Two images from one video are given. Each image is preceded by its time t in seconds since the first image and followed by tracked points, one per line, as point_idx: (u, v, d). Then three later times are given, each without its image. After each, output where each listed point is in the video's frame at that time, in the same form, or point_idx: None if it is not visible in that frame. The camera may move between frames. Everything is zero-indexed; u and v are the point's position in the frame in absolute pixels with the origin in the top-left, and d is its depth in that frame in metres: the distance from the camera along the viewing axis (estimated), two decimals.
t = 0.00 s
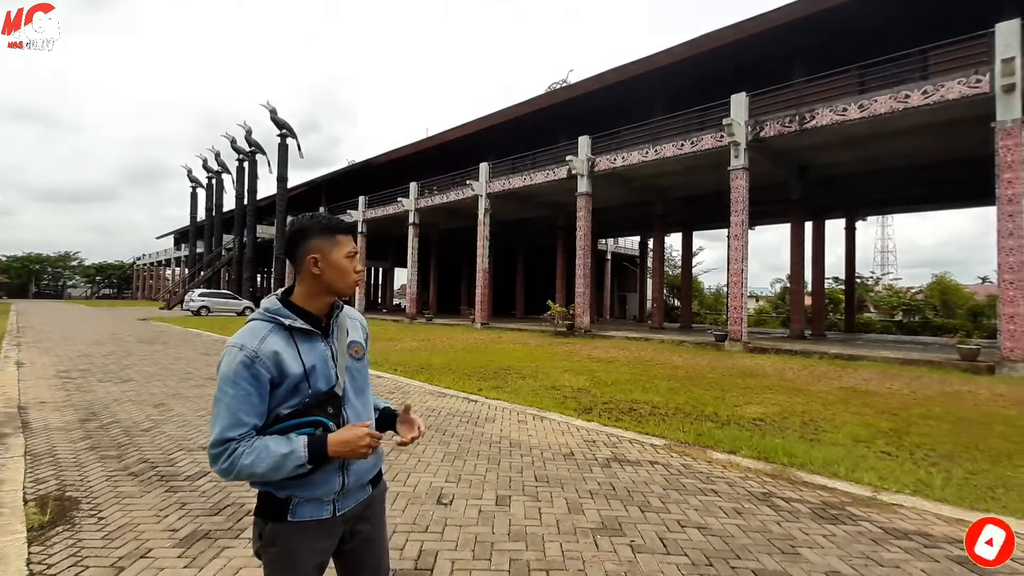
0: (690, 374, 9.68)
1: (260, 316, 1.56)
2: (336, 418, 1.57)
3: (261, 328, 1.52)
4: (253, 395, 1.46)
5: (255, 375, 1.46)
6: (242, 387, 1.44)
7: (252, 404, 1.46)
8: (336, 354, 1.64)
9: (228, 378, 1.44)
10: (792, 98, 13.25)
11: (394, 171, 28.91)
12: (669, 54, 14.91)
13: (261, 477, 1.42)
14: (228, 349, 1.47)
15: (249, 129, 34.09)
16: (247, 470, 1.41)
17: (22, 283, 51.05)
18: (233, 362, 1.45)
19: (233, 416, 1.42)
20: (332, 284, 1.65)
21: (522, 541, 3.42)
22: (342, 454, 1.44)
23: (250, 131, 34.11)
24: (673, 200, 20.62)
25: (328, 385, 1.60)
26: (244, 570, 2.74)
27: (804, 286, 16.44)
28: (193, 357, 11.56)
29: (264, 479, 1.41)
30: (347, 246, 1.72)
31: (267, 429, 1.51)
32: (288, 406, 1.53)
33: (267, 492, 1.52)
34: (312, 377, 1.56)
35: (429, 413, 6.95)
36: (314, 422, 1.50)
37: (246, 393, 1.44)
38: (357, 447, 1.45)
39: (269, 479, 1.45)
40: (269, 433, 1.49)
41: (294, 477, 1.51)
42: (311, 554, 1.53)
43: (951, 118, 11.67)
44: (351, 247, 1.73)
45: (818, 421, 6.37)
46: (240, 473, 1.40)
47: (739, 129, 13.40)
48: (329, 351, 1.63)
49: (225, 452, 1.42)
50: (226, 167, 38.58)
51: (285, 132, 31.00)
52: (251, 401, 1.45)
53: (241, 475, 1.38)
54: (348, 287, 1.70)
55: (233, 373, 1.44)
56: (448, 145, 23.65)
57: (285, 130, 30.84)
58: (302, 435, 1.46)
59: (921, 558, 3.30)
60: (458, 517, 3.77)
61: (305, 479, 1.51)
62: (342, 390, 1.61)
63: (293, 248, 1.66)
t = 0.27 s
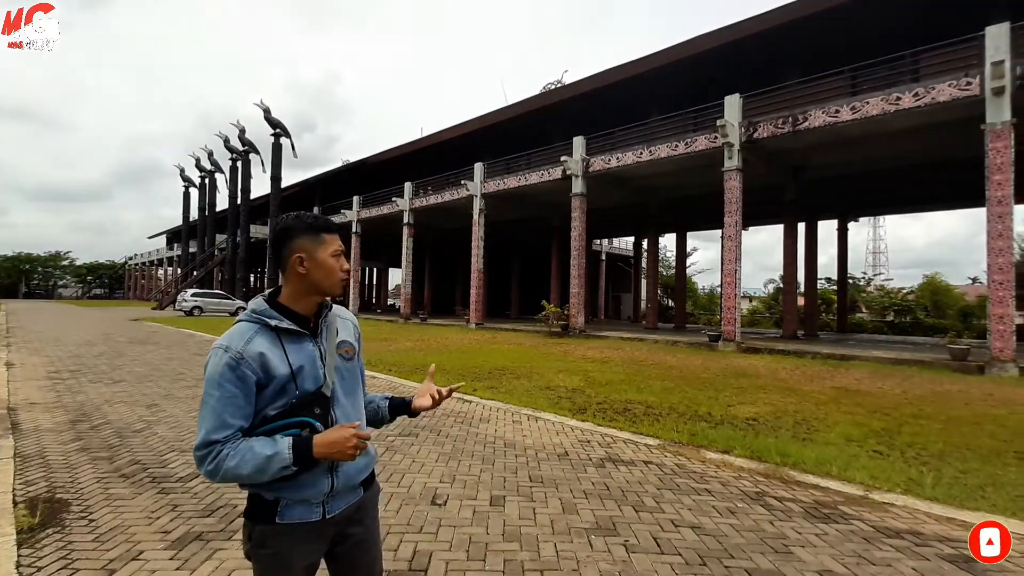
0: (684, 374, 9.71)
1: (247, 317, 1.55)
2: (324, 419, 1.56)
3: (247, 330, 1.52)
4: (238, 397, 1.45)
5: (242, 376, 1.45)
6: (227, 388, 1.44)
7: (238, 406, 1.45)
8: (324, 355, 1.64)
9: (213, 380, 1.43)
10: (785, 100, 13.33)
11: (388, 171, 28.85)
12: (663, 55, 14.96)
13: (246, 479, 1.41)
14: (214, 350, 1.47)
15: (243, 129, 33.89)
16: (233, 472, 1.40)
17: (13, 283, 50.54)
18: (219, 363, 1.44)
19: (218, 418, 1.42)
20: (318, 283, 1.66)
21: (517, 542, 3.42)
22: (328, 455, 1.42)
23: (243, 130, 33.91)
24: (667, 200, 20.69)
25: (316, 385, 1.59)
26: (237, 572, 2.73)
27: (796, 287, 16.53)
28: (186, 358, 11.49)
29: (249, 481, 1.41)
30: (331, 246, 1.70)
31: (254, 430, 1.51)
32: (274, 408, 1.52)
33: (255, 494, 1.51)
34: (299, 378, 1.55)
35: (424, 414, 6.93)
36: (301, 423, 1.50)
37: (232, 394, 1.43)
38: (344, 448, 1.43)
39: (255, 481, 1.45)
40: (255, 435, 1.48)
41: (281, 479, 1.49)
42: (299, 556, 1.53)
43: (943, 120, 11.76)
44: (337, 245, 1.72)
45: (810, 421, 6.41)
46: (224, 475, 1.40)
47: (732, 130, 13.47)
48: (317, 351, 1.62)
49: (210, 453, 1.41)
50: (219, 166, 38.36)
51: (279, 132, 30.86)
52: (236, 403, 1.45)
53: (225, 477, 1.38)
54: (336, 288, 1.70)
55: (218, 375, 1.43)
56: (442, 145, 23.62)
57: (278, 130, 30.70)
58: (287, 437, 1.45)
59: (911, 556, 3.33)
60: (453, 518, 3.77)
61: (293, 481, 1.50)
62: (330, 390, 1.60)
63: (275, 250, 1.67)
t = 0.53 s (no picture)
0: (677, 374, 9.75)
1: (234, 316, 1.55)
2: (309, 420, 1.55)
3: (234, 329, 1.52)
4: (222, 395, 1.45)
5: (226, 374, 1.45)
6: (211, 386, 1.44)
7: (223, 404, 1.45)
8: (312, 356, 1.62)
9: (199, 378, 1.44)
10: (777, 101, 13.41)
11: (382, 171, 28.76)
12: (657, 56, 15.01)
13: (228, 478, 1.41)
14: (200, 348, 1.47)
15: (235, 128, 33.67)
16: (215, 470, 1.40)
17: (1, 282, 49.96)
18: (204, 361, 1.44)
19: (202, 415, 1.42)
20: (276, 284, 1.63)
21: (510, 542, 3.42)
22: (311, 455, 1.42)
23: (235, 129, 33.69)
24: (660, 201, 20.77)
25: (302, 386, 1.57)
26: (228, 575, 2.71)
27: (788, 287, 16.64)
28: (177, 358, 11.40)
29: (231, 479, 1.41)
30: (290, 244, 1.65)
31: (240, 429, 1.51)
32: (260, 407, 1.51)
33: (240, 494, 1.51)
34: (284, 378, 1.54)
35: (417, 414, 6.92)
36: (286, 423, 1.49)
37: (215, 392, 1.43)
38: (329, 447, 1.43)
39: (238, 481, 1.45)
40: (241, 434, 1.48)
41: (265, 480, 1.49)
42: (283, 557, 1.52)
43: (933, 123, 11.87)
44: (295, 242, 1.65)
45: (802, 420, 6.45)
46: (207, 473, 1.40)
47: (725, 131, 13.54)
48: (304, 352, 1.61)
49: (195, 450, 1.42)
50: (211, 165, 38.10)
51: (271, 131, 30.69)
52: (221, 401, 1.45)
53: (207, 475, 1.38)
54: (293, 285, 1.62)
55: (203, 372, 1.43)
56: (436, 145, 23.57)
57: (271, 129, 30.53)
58: (270, 437, 1.45)
59: (901, 555, 3.36)
60: (446, 518, 3.76)
61: (278, 482, 1.50)
62: (317, 391, 1.58)
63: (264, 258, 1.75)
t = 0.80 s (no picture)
0: (669, 374, 9.80)
1: (218, 317, 1.57)
2: (287, 422, 1.53)
3: (216, 328, 1.54)
4: (199, 396, 1.46)
5: (203, 374, 1.46)
6: (189, 386, 1.45)
7: (200, 404, 1.46)
8: (294, 357, 1.59)
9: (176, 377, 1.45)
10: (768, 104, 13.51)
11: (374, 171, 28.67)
12: (649, 58, 15.06)
13: (201, 479, 1.42)
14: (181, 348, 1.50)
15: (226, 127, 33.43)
16: (189, 470, 1.41)
17: None
18: (182, 360, 1.46)
19: (179, 415, 1.43)
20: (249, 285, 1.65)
21: (502, 543, 3.43)
22: (282, 459, 1.43)
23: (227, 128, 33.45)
24: (652, 202, 20.85)
25: (282, 387, 1.55)
26: None
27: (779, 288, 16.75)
28: (166, 360, 11.30)
29: (204, 480, 1.41)
30: (260, 244, 1.65)
31: (220, 429, 1.51)
32: (239, 408, 1.51)
33: (219, 495, 1.52)
34: (261, 379, 1.52)
35: (409, 415, 6.91)
36: (261, 425, 1.49)
37: (192, 392, 1.44)
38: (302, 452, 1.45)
39: (214, 482, 1.45)
40: (219, 434, 1.49)
41: (242, 482, 1.48)
42: (261, 560, 1.51)
43: (920, 126, 12.01)
44: (264, 242, 1.65)
45: (792, 420, 6.49)
46: (180, 473, 1.41)
47: (716, 133, 13.62)
48: (286, 352, 1.59)
49: (172, 449, 1.43)
50: (202, 165, 37.82)
51: (263, 130, 30.51)
52: (199, 401, 1.46)
53: (180, 475, 1.39)
54: (260, 287, 1.62)
55: (180, 372, 1.45)
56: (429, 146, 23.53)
57: (263, 128, 30.36)
58: (243, 440, 1.45)
59: (889, 553, 3.39)
60: (437, 520, 3.76)
61: (254, 485, 1.49)
62: (296, 394, 1.55)
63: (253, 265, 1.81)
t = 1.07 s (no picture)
0: (662, 375, 9.84)
1: (205, 319, 1.59)
2: (267, 425, 1.51)
3: (200, 330, 1.55)
4: (180, 396, 1.47)
5: (184, 375, 1.47)
6: (170, 387, 1.46)
7: (181, 405, 1.47)
8: (276, 358, 1.58)
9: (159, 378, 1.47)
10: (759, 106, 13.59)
11: (368, 172, 28.58)
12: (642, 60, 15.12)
13: (177, 480, 1.42)
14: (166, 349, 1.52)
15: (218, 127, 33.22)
16: (165, 472, 1.42)
17: None
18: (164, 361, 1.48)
19: (160, 415, 1.44)
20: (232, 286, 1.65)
21: (494, 545, 3.42)
22: (254, 465, 1.41)
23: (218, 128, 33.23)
24: (645, 203, 20.93)
25: (262, 389, 1.53)
26: None
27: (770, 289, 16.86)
28: (157, 361, 11.20)
29: (180, 482, 1.41)
30: (242, 245, 1.64)
31: (203, 430, 1.52)
32: (220, 410, 1.51)
33: (202, 497, 1.52)
34: (241, 380, 1.51)
35: (402, 417, 6.89)
36: (239, 428, 1.48)
37: (172, 393, 1.45)
38: (273, 456, 1.43)
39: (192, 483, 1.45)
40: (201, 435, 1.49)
41: (221, 485, 1.48)
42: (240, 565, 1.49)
43: (909, 128, 12.13)
44: (245, 243, 1.64)
45: (783, 420, 6.54)
46: (158, 474, 1.42)
47: (708, 135, 13.69)
48: (268, 354, 1.58)
49: (153, 450, 1.45)
50: (193, 165, 37.55)
51: (255, 131, 30.34)
52: (180, 402, 1.47)
53: (156, 476, 1.40)
54: (241, 289, 1.61)
55: (161, 373, 1.47)
56: (422, 147, 23.49)
57: (255, 129, 30.19)
58: (220, 443, 1.44)
59: (878, 552, 3.42)
60: (430, 522, 3.75)
61: (234, 488, 1.48)
62: (276, 396, 1.53)
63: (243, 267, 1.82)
